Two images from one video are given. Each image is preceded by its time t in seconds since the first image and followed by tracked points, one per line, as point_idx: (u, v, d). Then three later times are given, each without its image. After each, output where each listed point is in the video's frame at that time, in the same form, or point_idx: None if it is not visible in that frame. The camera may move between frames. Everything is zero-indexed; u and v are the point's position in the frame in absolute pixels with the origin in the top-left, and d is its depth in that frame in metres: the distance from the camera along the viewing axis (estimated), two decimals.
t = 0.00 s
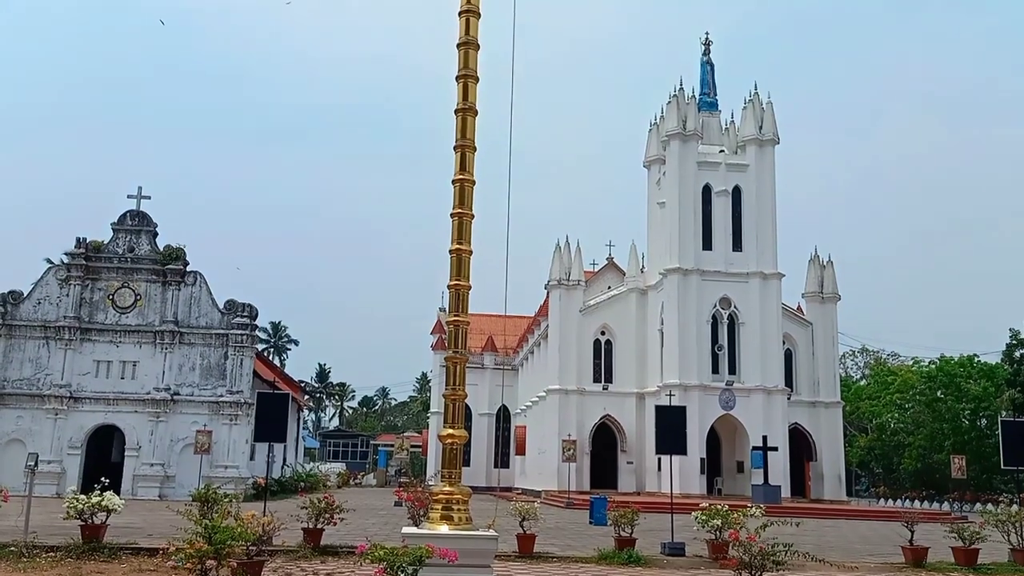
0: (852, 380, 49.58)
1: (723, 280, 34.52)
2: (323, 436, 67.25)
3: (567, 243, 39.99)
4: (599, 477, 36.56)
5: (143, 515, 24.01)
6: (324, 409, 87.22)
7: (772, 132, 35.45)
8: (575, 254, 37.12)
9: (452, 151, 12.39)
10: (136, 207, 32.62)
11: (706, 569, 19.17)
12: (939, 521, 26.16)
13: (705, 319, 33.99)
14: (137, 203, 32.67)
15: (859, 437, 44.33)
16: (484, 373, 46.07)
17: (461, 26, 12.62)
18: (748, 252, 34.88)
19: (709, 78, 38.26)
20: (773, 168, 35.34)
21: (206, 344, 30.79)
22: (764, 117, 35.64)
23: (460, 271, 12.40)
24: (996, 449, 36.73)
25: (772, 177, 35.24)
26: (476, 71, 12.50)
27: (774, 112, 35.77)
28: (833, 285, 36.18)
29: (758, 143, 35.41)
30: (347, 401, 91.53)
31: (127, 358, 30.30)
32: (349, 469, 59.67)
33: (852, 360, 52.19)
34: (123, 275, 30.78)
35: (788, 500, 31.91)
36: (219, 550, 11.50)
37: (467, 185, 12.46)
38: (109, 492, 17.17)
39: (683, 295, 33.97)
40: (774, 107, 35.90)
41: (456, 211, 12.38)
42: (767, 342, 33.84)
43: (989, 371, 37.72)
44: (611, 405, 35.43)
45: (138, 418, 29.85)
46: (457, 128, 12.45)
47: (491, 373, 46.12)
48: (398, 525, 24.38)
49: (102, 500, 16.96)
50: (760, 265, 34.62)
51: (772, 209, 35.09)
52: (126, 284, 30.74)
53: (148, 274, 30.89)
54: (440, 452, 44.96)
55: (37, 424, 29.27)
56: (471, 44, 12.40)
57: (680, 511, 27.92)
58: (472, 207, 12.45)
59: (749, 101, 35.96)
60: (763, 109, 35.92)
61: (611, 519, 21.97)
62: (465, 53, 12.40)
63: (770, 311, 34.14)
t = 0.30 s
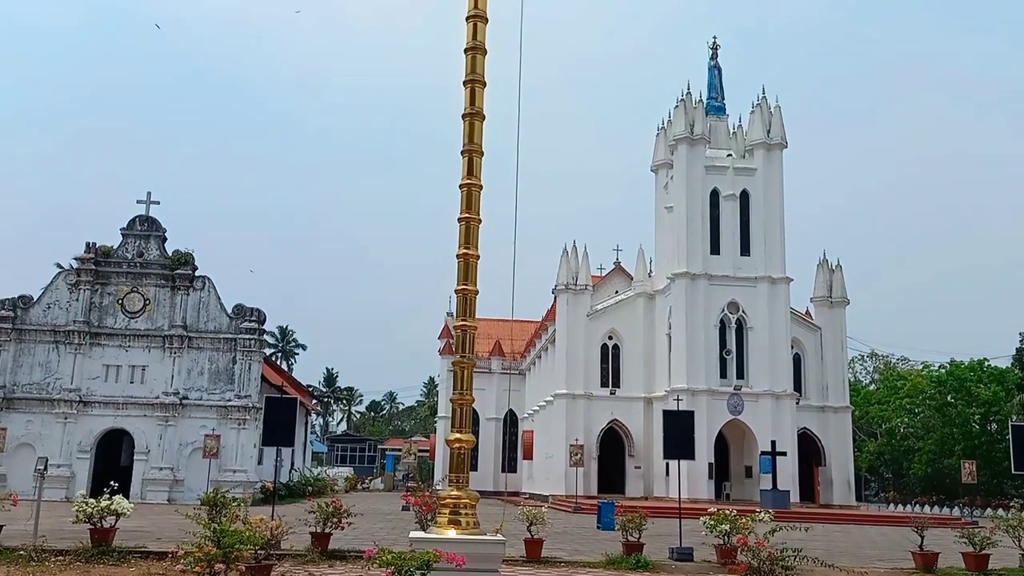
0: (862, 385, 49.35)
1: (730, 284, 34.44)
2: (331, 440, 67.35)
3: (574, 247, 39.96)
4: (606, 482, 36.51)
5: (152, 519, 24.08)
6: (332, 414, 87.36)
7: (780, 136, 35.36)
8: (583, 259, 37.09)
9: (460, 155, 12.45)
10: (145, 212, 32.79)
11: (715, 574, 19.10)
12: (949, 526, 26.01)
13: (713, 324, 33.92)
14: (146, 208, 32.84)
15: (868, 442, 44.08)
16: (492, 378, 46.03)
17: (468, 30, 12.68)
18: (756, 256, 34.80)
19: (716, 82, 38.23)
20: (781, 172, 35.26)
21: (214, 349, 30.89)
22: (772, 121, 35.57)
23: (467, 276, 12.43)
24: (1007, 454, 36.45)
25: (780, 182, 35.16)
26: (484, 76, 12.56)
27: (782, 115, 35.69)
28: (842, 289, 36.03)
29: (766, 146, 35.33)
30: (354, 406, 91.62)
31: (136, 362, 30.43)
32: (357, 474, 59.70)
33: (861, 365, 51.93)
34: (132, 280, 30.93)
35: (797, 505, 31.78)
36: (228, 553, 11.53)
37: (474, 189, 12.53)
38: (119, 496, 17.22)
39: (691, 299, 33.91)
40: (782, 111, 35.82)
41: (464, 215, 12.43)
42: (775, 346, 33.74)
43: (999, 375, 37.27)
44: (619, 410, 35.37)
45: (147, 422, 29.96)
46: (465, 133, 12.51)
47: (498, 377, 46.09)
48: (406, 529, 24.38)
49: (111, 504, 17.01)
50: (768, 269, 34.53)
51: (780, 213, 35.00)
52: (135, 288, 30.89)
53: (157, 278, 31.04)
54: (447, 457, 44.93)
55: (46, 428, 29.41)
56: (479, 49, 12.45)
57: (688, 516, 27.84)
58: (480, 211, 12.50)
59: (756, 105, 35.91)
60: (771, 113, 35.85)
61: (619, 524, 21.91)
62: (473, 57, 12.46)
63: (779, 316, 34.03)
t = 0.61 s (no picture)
0: (873, 381, 49.14)
1: (741, 280, 34.34)
2: (341, 437, 67.61)
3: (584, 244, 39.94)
4: (616, 478, 36.50)
5: (165, 515, 24.27)
6: (342, 411, 87.69)
7: (791, 131, 35.19)
8: (592, 256, 37.05)
9: (469, 152, 12.55)
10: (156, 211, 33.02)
11: (725, 570, 19.09)
12: (962, 523, 25.90)
13: (723, 320, 33.84)
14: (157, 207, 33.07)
15: (880, 438, 43.86)
16: (502, 375, 45.94)
17: (477, 28, 12.74)
18: (767, 252, 34.67)
19: (726, 77, 38.09)
20: (792, 167, 35.11)
21: (225, 346, 31.05)
22: (782, 116, 35.39)
23: (477, 273, 12.51)
24: (1019, 449, 36.35)
25: (791, 177, 35.04)
26: (493, 73, 12.61)
27: (793, 110, 35.50)
28: (853, 285, 35.86)
29: (777, 142, 35.18)
30: (364, 403, 91.91)
31: (148, 359, 30.64)
32: (368, 471, 59.88)
33: (872, 361, 51.67)
34: (144, 278, 31.14)
35: (808, 501, 31.69)
36: (240, 548, 11.61)
37: (484, 186, 12.59)
38: (132, 491, 17.35)
39: (701, 296, 33.84)
40: (793, 106, 35.63)
41: (473, 212, 12.50)
42: (786, 342, 33.63)
43: (1011, 370, 36.92)
44: (629, 407, 35.35)
45: (159, 419, 30.16)
46: (473, 131, 12.58)
47: (508, 374, 46.13)
48: (417, 525, 24.47)
49: (125, 500, 17.16)
50: (778, 265, 34.40)
51: (791, 209, 34.84)
52: (147, 286, 31.10)
53: (169, 277, 31.22)
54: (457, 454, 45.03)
55: (60, 425, 29.68)
56: (487, 46, 12.50)
57: (699, 512, 27.80)
58: (489, 209, 12.57)
59: (767, 100, 35.74)
60: (782, 107, 35.67)
61: (629, 520, 21.91)
62: (482, 54, 12.51)
63: (789, 312, 33.92)
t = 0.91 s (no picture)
0: (884, 377, 48.95)
1: (751, 275, 34.23)
2: (351, 432, 67.83)
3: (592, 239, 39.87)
4: (626, 474, 36.50)
5: (177, 510, 24.44)
6: (352, 406, 88.04)
7: (801, 124, 35.02)
8: (601, 251, 36.95)
9: (478, 148, 12.60)
10: (167, 208, 33.17)
11: (736, 565, 19.09)
12: (973, 518, 25.80)
13: (733, 316, 33.75)
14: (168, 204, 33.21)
15: (891, 434, 43.67)
16: (511, 371, 45.95)
17: (485, 23, 12.75)
18: (777, 247, 34.55)
19: (736, 71, 37.92)
20: (803, 161, 34.92)
21: (236, 342, 31.20)
22: (793, 110, 35.22)
23: (485, 269, 12.58)
24: None
25: (801, 171, 34.86)
26: (501, 68, 12.64)
27: (804, 104, 35.33)
28: (864, 280, 35.69)
29: (787, 136, 35.02)
30: (374, 399, 92.15)
31: (160, 356, 30.82)
32: (377, 466, 60.08)
33: (883, 356, 51.46)
34: (155, 275, 31.31)
35: (818, 497, 31.62)
36: (252, 544, 11.69)
37: (492, 182, 12.62)
38: (145, 486, 17.46)
39: (711, 291, 33.75)
40: (803, 99, 35.45)
41: (482, 209, 12.56)
42: (796, 337, 33.52)
43: None
44: (638, 403, 35.33)
45: (171, 415, 30.35)
46: (482, 126, 12.63)
47: (517, 370, 46.17)
48: (426, 521, 24.56)
49: (138, 495, 17.28)
50: (788, 260, 34.27)
51: (801, 203, 34.68)
52: (158, 283, 31.26)
53: (180, 273, 31.39)
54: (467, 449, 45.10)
55: (73, 421, 29.90)
56: (495, 41, 12.51)
57: (708, 508, 27.80)
58: (497, 204, 12.61)
59: (777, 93, 35.54)
60: (792, 101, 35.49)
61: (639, 516, 21.92)
62: (490, 49, 12.53)
63: (800, 307, 33.79)
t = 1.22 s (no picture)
0: (898, 372, 48.67)
1: (762, 271, 34.10)
2: (363, 429, 68.06)
3: (603, 235, 39.84)
4: (637, 470, 36.48)
5: (191, 507, 24.59)
6: (364, 403, 88.34)
7: (813, 119, 34.83)
8: (612, 247, 36.86)
9: (489, 145, 12.69)
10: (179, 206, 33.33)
11: (748, 561, 19.05)
12: (987, 514, 25.65)
13: (745, 311, 33.64)
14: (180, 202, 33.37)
15: (904, 430, 43.45)
16: (522, 368, 45.99)
17: (495, 19, 12.79)
18: (788, 243, 34.41)
19: (747, 66, 37.75)
20: (815, 156, 34.74)
21: (248, 340, 31.33)
22: (805, 105, 35.04)
23: (496, 265, 12.65)
24: None
25: (813, 166, 34.67)
26: (511, 64, 12.71)
27: (815, 98, 35.13)
28: (876, 275, 35.51)
29: (799, 130, 34.85)
30: (386, 395, 92.46)
31: (173, 353, 30.99)
32: (390, 462, 60.26)
33: (897, 352, 51.17)
34: (168, 273, 31.48)
35: (831, 493, 31.51)
36: (265, 539, 11.74)
37: (503, 179, 12.69)
38: (159, 483, 17.60)
39: (722, 287, 33.66)
40: (815, 94, 35.26)
41: (492, 205, 12.65)
42: (809, 333, 33.39)
43: None
44: (650, 399, 35.29)
45: (185, 412, 30.53)
46: (492, 122, 12.73)
47: (528, 366, 46.19)
48: (438, 517, 24.62)
49: (152, 492, 17.41)
50: (800, 256, 34.12)
51: (813, 199, 34.50)
52: (171, 281, 31.43)
53: (192, 271, 31.56)
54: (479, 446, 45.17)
55: (88, 418, 30.13)
56: (506, 38, 12.58)
57: (720, 504, 27.75)
58: (508, 201, 12.69)
59: (789, 88, 35.36)
60: (804, 96, 35.31)
61: (651, 512, 21.91)
62: (500, 45, 12.60)
63: (812, 302, 33.66)
